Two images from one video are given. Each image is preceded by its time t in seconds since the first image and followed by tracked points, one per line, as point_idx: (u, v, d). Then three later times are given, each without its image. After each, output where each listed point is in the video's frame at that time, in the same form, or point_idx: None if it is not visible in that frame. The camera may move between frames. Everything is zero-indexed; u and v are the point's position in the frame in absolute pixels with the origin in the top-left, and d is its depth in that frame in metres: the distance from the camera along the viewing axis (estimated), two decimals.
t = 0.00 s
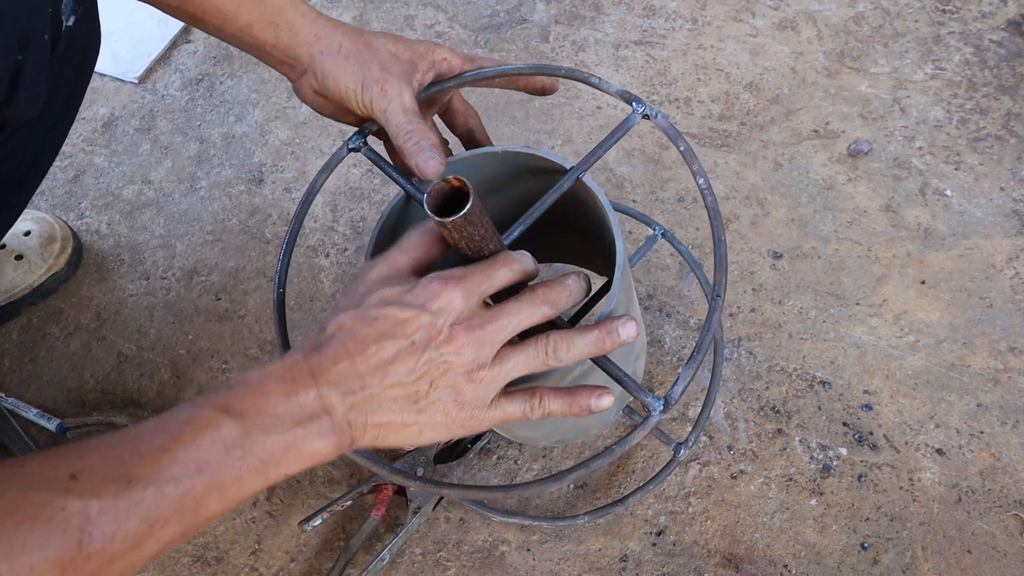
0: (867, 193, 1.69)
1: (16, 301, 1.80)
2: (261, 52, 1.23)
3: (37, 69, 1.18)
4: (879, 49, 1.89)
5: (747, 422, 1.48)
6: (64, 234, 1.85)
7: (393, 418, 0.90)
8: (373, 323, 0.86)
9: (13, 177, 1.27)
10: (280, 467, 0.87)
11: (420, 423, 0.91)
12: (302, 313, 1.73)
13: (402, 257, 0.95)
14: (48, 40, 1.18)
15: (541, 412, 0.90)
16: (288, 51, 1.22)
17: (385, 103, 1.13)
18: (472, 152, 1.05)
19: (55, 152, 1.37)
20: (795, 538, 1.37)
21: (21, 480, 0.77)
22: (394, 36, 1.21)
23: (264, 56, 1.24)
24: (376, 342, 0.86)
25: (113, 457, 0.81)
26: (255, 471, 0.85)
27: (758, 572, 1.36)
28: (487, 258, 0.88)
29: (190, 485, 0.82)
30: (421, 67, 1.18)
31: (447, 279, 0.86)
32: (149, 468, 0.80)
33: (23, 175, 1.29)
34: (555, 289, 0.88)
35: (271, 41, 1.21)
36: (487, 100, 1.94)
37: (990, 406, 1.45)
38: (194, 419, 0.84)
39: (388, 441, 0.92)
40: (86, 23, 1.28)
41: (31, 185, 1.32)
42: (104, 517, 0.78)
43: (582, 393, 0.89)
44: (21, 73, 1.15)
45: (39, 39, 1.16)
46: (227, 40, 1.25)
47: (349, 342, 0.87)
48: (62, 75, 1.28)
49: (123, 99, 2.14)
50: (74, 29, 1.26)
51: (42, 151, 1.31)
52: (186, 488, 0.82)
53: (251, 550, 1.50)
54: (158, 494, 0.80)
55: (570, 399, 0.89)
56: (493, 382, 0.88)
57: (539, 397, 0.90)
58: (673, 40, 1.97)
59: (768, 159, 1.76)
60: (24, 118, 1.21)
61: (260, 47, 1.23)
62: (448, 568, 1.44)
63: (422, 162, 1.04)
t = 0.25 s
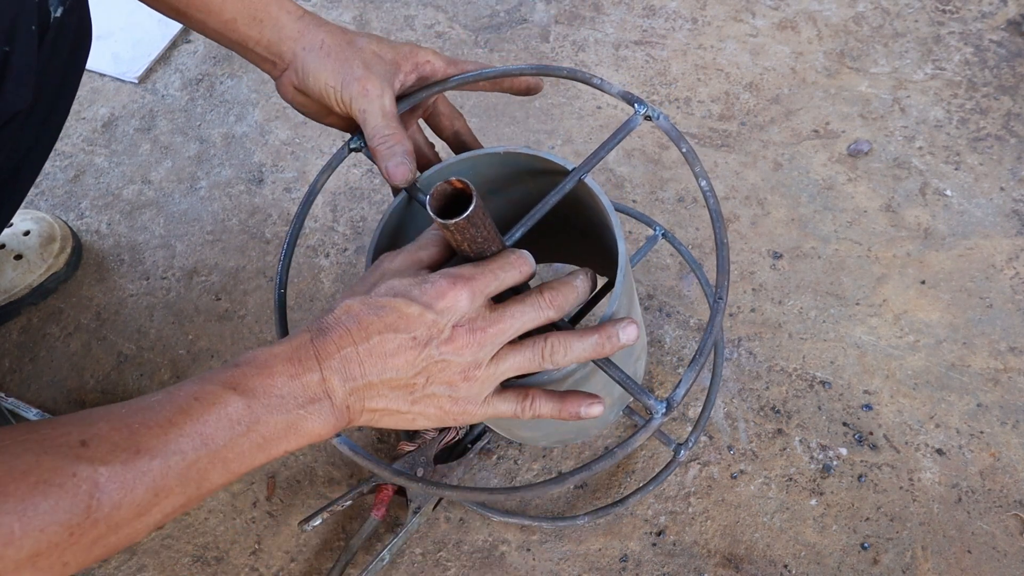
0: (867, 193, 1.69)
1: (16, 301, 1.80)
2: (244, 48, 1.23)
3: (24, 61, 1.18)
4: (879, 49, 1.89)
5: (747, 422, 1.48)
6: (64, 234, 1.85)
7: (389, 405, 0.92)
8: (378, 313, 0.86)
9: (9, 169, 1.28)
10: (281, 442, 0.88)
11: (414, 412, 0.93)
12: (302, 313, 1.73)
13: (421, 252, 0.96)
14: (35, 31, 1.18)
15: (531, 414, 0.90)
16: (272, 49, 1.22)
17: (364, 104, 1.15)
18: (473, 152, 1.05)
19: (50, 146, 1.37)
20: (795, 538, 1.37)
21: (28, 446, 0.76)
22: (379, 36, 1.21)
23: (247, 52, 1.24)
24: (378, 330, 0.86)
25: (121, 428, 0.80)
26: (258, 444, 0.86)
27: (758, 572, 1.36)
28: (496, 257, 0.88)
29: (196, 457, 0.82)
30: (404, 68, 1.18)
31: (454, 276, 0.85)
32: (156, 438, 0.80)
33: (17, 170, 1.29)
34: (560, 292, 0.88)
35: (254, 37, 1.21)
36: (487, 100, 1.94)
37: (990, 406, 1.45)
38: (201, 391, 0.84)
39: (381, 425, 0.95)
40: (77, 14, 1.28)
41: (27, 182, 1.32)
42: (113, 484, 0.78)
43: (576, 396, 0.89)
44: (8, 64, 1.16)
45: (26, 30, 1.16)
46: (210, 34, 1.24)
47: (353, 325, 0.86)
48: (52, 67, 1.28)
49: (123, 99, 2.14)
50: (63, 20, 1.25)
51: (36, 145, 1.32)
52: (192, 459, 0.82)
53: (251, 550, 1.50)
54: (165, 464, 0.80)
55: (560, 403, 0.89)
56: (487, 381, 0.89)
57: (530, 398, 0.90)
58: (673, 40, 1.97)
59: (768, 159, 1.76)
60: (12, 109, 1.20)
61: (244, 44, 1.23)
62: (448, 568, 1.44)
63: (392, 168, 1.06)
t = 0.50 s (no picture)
0: (867, 193, 1.69)
1: (16, 301, 1.80)
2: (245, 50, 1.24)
3: (27, 60, 1.17)
4: (879, 49, 1.89)
5: (747, 422, 1.48)
6: (64, 234, 1.85)
7: (388, 405, 0.92)
8: (373, 312, 0.87)
9: (12, 169, 1.28)
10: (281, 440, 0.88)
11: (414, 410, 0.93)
12: (302, 313, 1.73)
13: (420, 257, 0.95)
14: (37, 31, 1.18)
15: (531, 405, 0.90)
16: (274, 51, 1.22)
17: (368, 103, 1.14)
18: (473, 150, 1.05)
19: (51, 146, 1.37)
20: (795, 538, 1.37)
21: (34, 434, 0.77)
22: (378, 36, 1.21)
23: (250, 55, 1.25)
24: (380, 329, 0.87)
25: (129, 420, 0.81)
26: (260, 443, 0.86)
27: (758, 572, 1.36)
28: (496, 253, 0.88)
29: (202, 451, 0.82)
30: (403, 68, 1.18)
31: (446, 274, 0.86)
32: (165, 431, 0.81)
33: (19, 170, 1.30)
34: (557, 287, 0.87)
35: (256, 40, 1.21)
36: (487, 100, 1.94)
37: (990, 406, 1.45)
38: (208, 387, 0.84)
39: (383, 427, 0.94)
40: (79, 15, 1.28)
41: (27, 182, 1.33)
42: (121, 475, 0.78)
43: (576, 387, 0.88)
44: (10, 63, 1.16)
45: (25, 29, 1.16)
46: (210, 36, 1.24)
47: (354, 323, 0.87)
48: (54, 67, 1.28)
49: (123, 99, 2.14)
50: (65, 20, 1.26)
51: (38, 145, 1.32)
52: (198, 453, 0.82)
53: (251, 550, 1.50)
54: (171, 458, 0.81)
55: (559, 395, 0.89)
56: (484, 376, 0.89)
57: (528, 389, 0.90)
58: (673, 40, 1.97)
59: (768, 159, 1.76)
60: (13, 110, 1.19)
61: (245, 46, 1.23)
62: (448, 568, 1.43)
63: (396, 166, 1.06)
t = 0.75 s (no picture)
0: (867, 194, 1.69)
1: (16, 301, 1.80)
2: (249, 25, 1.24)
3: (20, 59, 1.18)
4: (879, 49, 1.89)
5: (748, 422, 1.48)
6: (64, 234, 1.85)
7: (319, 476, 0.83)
8: (302, 378, 0.78)
9: (9, 168, 1.28)
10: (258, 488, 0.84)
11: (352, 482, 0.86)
12: (302, 313, 1.73)
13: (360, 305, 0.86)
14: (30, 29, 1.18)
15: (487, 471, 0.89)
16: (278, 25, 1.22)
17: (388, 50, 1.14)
18: (472, 153, 1.05)
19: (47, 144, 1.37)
20: (795, 538, 1.37)
21: None
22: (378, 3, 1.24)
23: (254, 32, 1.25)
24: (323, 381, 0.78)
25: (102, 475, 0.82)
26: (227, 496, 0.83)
27: (758, 572, 1.36)
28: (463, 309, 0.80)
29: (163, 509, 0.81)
30: (411, 25, 1.24)
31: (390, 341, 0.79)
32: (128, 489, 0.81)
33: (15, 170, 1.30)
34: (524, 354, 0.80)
35: (260, 13, 1.21)
36: (487, 100, 1.94)
37: (990, 406, 1.45)
38: (177, 437, 0.82)
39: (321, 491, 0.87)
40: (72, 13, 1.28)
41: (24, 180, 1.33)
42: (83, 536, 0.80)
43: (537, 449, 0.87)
44: (4, 63, 1.16)
45: (19, 30, 1.16)
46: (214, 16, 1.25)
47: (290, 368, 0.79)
48: (45, 65, 1.28)
49: (123, 99, 2.14)
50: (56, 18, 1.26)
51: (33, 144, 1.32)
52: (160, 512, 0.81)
53: (251, 550, 1.49)
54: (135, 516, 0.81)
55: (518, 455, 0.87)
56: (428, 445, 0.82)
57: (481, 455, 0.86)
58: (673, 40, 1.97)
59: (768, 159, 1.76)
60: (11, 109, 1.20)
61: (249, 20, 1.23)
62: (448, 568, 1.44)
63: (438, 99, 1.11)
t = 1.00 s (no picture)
0: (867, 194, 1.69)
1: (16, 301, 1.80)
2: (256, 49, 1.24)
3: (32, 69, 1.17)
4: (879, 49, 1.89)
5: (747, 422, 1.48)
6: (64, 234, 1.85)
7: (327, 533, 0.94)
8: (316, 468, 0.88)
9: (14, 173, 1.28)
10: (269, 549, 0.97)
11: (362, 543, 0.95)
12: (301, 313, 1.73)
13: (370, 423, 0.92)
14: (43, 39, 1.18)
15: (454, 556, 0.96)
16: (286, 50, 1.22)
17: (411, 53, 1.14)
18: (472, 153, 1.06)
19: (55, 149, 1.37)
20: (795, 538, 1.37)
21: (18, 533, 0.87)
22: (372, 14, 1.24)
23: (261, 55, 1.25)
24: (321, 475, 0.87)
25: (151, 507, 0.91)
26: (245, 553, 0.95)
27: (758, 572, 1.36)
28: (439, 464, 0.86)
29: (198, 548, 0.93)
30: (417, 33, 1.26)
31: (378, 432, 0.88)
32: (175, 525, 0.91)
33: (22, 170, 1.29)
34: (494, 485, 0.86)
35: (268, 40, 1.21)
36: (486, 101, 1.94)
37: (990, 406, 1.44)
38: (224, 486, 0.92)
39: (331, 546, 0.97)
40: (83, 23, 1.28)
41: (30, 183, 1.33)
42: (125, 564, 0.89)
43: (502, 529, 0.95)
44: (16, 72, 1.15)
45: (32, 39, 1.16)
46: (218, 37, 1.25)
47: (299, 458, 0.89)
48: (56, 72, 1.28)
49: (123, 99, 2.14)
50: (70, 27, 1.26)
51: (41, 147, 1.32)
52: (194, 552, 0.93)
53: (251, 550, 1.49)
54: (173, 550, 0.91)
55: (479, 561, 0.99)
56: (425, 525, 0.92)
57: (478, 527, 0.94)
58: (673, 40, 1.97)
59: (768, 159, 1.76)
60: (19, 117, 1.19)
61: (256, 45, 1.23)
62: (448, 568, 1.44)
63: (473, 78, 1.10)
